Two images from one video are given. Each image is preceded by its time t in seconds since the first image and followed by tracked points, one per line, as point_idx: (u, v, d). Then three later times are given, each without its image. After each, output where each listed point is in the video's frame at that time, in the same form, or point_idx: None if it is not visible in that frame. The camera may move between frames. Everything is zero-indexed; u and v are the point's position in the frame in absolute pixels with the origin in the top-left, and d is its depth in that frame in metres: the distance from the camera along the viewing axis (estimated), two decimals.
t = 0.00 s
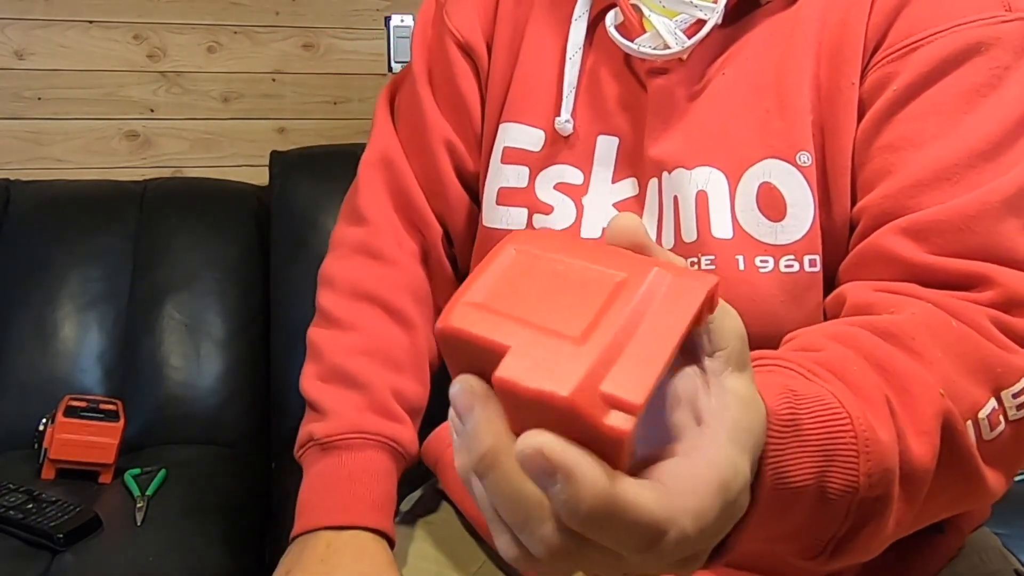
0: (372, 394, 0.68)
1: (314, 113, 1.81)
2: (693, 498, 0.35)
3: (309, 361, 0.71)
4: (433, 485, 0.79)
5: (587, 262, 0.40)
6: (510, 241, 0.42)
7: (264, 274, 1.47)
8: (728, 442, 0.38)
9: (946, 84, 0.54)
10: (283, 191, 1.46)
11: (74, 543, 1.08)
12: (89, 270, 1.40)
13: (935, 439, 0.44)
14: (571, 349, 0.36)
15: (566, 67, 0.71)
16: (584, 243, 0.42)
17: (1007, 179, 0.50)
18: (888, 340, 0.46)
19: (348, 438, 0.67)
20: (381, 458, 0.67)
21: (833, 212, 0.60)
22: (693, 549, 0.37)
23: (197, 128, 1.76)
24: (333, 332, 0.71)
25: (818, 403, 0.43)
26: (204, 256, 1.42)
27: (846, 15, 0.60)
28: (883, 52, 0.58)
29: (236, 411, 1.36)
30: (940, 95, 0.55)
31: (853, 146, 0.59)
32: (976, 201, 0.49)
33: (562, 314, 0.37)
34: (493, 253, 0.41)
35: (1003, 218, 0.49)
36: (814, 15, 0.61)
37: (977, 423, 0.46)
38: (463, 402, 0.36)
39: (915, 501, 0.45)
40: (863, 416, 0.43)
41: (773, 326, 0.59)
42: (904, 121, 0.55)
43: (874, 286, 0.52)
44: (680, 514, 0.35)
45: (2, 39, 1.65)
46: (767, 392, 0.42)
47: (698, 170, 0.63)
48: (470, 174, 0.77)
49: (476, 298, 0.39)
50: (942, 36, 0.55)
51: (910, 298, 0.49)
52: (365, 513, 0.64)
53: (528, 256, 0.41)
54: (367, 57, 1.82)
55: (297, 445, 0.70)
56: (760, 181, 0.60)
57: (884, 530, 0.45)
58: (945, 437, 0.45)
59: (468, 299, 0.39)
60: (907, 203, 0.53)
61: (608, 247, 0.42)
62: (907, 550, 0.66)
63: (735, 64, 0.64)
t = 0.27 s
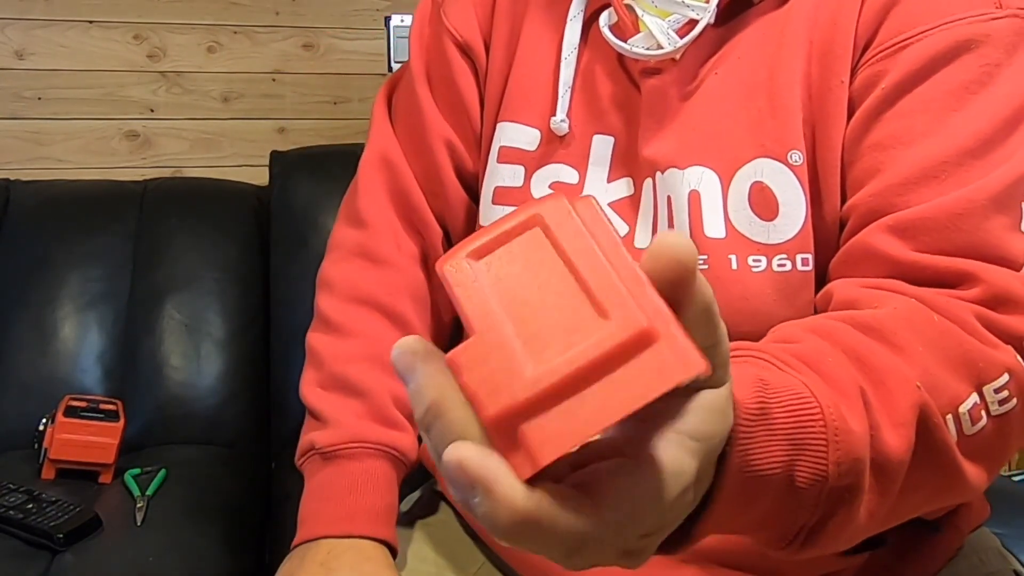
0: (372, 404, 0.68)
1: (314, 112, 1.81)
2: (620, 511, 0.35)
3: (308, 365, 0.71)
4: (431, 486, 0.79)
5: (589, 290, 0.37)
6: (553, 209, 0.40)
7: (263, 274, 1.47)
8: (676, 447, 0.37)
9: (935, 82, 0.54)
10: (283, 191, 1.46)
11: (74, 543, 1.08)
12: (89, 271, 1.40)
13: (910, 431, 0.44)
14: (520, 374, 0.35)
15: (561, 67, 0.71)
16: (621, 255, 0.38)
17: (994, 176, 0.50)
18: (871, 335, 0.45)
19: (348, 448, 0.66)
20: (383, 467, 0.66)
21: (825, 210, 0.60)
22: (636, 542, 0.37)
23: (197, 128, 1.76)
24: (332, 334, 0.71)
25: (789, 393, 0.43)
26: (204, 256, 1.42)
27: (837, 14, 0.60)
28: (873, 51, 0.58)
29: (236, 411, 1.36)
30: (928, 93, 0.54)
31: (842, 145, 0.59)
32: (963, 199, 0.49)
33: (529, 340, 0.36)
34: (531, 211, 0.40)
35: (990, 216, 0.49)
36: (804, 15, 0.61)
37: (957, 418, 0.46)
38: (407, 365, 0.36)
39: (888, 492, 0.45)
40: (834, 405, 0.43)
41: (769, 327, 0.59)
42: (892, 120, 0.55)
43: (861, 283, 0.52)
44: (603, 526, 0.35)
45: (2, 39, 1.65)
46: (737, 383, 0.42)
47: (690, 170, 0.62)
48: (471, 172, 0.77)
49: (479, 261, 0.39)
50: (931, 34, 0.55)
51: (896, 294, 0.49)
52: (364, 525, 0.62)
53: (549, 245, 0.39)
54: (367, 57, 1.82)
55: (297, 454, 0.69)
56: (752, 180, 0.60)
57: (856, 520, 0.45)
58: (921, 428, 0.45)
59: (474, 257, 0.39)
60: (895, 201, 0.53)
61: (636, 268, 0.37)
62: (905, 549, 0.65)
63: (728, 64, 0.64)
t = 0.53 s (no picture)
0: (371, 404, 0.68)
1: (314, 112, 1.81)
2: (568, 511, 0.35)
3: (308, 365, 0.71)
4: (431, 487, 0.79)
5: (562, 310, 0.34)
6: (555, 210, 0.36)
7: (263, 275, 1.47)
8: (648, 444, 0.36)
9: (929, 79, 0.54)
10: (283, 191, 1.46)
11: (74, 543, 1.08)
12: (89, 271, 1.40)
13: (895, 419, 0.43)
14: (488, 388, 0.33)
15: (559, 67, 0.71)
16: (613, 278, 0.35)
17: (988, 172, 0.50)
18: (860, 327, 0.45)
19: (348, 450, 0.65)
20: (384, 468, 0.65)
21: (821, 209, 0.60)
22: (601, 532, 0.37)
23: (197, 128, 1.76)
24: (331, 335, 0.71)
25: (772, 379, 0.42)
26: (204, 256, 1.42)
27: (832, 13, 0.60)
28: (867, 49, 0.58)
29: (235, 410, 1.36)
30: (921, 90, 0.54)
31: (837, 142, 0.59)
32: (956, 195, 0.49)
33: (498, 348, 0.34)
34: (533, 204, 0.36)
35: (983, 213, 0.49)
36: (800, 15, 0.62)
37: (944, 409, 0.46)
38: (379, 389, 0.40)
39: (873, 480, 0.45)
40: (817, 390, 0.42)
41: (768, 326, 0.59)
42: (886, 117, 0.55)
43: (853, 278, 0.51)
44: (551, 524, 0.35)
45: (3, 39, 1.65)
46: (719, 367, 0.42)
47: (687, 169, 0.63)
48: (471, 171, 0.77)
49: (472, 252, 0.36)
50: (925, 31, 0.55)
51: (886, 287, 0.48)
52: (367, 527, 0.62)
53: (539, 249, 0.35)
54: (367, 57, 1.82)
55: (297, 455, 0.69)
56: (748, 178, 0.60)
57: (839, 507, 0.44)
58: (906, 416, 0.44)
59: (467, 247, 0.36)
60: (888, 197, 0.53)
61: (622, 299, 0.34)
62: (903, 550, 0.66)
63: (724, 62, 0.64)
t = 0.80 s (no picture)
0: (372, 404, 0.68)
1: (314, 112, 1.81)
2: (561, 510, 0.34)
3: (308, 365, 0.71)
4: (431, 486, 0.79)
5: (567, 324, 0.33)
6: (573, 218, 0.34)
7: (263, 275, 1.47)
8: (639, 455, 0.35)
9: (930, 78, 0.54)
10: (283, 191, 1.46)
11: (74, 543, 1.08)
12: (89, 270, 1.40)
13: (897, 419, 0.43)
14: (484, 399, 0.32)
15: (559, 68, 0.71)
16: (624, 296, 0.33)
17: (988, 171, 0.50)
18: (861, 326, 0.45)
19: (349, 450, 0.65)
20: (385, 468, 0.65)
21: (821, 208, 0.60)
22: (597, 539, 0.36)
23: (197, 128, 1.76)
24: (331, 335, 0.71)
25: (774, 378, 0.42)
26: (204, 256, 1.42)
27: (832, 13, 0.60)
28: (867, 48, 0.58)
29: (235, 411, 1.36)
30: (921, 90, 0.54)
31: (837, 142, 0.59)
32: (956, 195, 0.49)
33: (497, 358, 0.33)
34: (550, 210, 0.34)
35: (983, 212, 0.49)
36: (800, 15, 0.62)
37: (945, 408, 0.46)
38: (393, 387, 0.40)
39: (875, 480, 0.45)
40: (818, 389, 0.42)
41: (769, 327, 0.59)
42: (885, 117, 0.55)
43: (853, 277, 0.51)
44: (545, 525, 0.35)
45: (3, 39, 1.65)
46: (720, 366, 0.42)
47: (687, 169, 0.63)
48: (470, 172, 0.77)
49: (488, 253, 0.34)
50: (927, 30, 0.55)
51: (887, 286, 0.48)
52: (368, 527, 0.62)
53: (551, 258, 0.34)
54: (367, 57, 1.82)
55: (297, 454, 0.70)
56: (748, 177, 0.60)
57: (841, 506, 0.44)
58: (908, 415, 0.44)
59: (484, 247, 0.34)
60: (888, 197, 0.53)
61: (632, 318, 0.33)
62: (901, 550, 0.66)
63: (724, 62, 0.64)
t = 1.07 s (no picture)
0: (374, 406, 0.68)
1: (314, 112, 1.81)
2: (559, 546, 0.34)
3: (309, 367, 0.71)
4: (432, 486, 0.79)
5: (546, 359, 0.32)
6: (545, 250, 0.33)
7: (264, 275, 1.47)
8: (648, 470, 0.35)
9: (934, 77, 0.54)
10: (283, 191, 1.46)
11: (74, 543, 1.08)
12: (89, 271, 1.40)
13: (910, 421, 0.44)
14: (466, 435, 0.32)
15: (561, 73, 0.71)
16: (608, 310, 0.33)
17: (993, 170, 0.50)
18: (869, 327, 0.45)
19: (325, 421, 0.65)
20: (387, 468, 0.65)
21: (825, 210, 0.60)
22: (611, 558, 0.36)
23: (197, 128, 1.76)
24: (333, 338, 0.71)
25: (786, 385, 0.42)
26: (204, 256, 1.42)
27: (834, 14, 0.61)
28: (870, 48, 0.58)
29: (235, 411, 1.37)
30: (924, 90, 0.54)
31: (840, 143, 0.59)
32: (961, 195, 0.49)
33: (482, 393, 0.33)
34: (523, 243, 0.33)
35: (986, 212, 0.49)
36: (801, 16, 0.62)
37: (956, 409, 0.46)
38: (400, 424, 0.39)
39: (890, 482, 0.45)
40: (830, 394, 0.42)
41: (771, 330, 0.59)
42: (888, 117, 0.55)
43: (859, 278, 0.51)
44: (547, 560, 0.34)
45: (2, 39, 1.66)
46: (729, 374, 0.42)
47: (689, 171, 0.63)
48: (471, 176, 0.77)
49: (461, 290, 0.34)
50: (929, 30, 0.55)
51: (893, 286, 0.48)
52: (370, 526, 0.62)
53: (525, 293, 0.33)
54: (367, 57, 1.82)
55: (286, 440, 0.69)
56: (751, 179, 0.60)
57: (856, 511, 0.44)
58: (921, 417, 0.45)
59: (456, 285, 0.34)
60: (892, 197, 0.53)
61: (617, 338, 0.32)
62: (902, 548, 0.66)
63: (726, 65, 0.64)
